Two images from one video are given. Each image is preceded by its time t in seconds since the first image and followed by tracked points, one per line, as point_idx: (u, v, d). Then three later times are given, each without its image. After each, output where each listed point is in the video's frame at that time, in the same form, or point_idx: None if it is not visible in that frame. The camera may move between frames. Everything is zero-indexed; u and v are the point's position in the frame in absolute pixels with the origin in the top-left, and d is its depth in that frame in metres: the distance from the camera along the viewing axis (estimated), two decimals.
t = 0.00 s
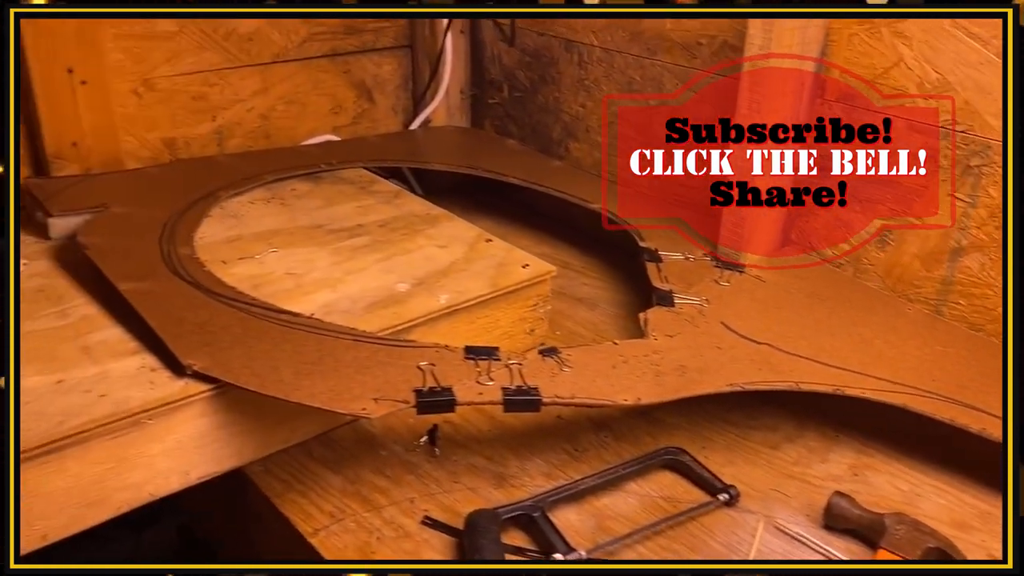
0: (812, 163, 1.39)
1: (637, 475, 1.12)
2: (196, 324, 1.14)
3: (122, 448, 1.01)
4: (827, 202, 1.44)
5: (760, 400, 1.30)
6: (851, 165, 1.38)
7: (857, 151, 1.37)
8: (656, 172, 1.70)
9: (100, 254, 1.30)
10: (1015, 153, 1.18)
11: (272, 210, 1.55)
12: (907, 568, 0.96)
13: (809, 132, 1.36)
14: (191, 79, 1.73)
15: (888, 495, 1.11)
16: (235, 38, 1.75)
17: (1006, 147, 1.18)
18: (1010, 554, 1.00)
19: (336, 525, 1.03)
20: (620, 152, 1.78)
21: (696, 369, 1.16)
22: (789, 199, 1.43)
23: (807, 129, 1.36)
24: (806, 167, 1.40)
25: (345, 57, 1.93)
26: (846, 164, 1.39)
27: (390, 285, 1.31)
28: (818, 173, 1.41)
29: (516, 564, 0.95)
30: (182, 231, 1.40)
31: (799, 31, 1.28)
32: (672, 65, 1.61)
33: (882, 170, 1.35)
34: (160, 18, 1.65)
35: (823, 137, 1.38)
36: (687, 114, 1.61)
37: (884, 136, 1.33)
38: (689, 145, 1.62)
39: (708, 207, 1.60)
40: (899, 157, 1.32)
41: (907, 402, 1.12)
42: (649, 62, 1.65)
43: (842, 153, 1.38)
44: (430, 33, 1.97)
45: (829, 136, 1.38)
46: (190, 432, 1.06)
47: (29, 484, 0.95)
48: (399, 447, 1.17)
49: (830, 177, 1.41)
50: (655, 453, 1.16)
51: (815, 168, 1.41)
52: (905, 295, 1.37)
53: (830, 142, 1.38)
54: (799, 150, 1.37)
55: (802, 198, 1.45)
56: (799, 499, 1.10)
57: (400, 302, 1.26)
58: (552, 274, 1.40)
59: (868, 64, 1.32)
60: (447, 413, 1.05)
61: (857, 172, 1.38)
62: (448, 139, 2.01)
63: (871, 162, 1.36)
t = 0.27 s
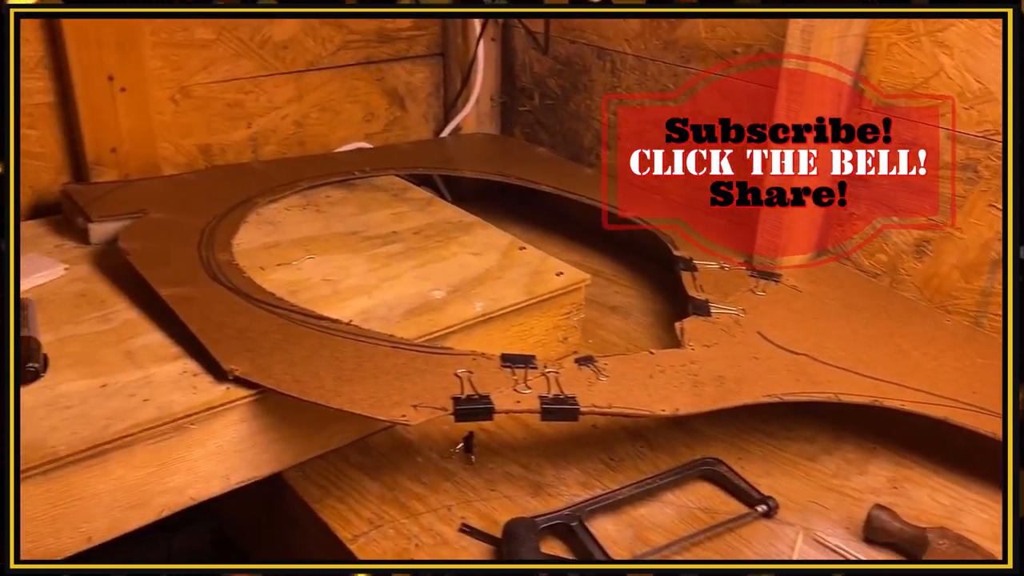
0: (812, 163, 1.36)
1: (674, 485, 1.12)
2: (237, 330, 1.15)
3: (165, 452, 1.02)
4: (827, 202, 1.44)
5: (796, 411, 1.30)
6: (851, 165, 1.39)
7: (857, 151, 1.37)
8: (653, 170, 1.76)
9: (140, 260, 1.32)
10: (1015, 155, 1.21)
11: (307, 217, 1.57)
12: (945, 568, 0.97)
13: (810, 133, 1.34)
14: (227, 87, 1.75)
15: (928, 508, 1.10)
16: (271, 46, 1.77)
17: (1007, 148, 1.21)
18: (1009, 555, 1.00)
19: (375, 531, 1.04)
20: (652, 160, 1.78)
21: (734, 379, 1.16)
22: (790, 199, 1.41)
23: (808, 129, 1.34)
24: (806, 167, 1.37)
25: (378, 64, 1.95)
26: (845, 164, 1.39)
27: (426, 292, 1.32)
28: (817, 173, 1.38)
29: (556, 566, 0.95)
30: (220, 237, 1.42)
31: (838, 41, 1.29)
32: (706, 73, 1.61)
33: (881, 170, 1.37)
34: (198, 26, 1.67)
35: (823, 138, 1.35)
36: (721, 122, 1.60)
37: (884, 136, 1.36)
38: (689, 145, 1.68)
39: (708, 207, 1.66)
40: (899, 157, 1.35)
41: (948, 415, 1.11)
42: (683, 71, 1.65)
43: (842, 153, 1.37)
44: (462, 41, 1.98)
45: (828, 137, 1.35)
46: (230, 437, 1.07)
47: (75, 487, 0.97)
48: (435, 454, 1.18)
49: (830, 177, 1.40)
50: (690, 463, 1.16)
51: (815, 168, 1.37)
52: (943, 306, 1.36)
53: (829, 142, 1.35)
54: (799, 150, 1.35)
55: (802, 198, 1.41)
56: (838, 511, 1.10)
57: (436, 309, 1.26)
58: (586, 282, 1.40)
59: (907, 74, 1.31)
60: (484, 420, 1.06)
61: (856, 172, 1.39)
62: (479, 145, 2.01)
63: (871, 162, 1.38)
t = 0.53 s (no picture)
0: (813, 163, 1.37)
1: (700, 486, 1.12)
2: (267, 327, 1.16)
3: (195, 446, 1.03)
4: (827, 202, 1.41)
5: (823, 412, 1.29)
6: (850, 165, 1.37)
7: (859, 151, 1.37)
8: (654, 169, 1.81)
9: (171, 257, 1.34)
10: (1014, 150, 1.23)
11: (334, 217, 1.58)
12: (973, 567, 0.98)
13: (812, 133, 1.36)
14: (256, 87, 1.77)
15: (959, 512, 1.09)
16: (299, 47, 1.79)
17: (1006, 143, 1.23)
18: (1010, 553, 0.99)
19: (402, 527, 1.05)
20: (678, 161, 1.78)
21: (761, 380, 1.15)
22: (792, 199, 1.43)
23: (810, 129, 1.36)
24: (807, 167, 1.38)
25: (405, 66, 1.96)
26: (845, 164, 1.37)
27: (452, 290, 1.32)
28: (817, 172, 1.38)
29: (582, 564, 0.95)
30: (249, 235, 1.43)
31: (867, 41, 1.29)
32: (732, 74, 1.60)
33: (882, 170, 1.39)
34: (228, 27, 1.69)
35: (823, 137, 1.35)
36: (747, 124, 1.60)
37: (884, 136, 1.38)
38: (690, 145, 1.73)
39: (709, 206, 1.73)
40: (899, 157, 1.38)
41: (980, 418, 1.10)
42: (709, 71, 1.64)
43: (842, 153, 1.36)
44: (487, 43, 1.99)
45: (828, 136, 1.34)
46: (260, 432, 1.08)
47: (108, 479, 0.98)
48: (461, 451, 1.19)
49: (830, 177, 1.38)
50: (716, 464, 1.15)
51: (815, 167, 1.37)
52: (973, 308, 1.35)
53: (830, 142, 1.34)
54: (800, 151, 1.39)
55: (803, 198, 1.41)
56: (867, 513, 1.09)
57: (462, 308, 1.27)
58: (612, 282, 1.40)
59: (937, 74, 1.30)
60: (511, 418, 1.06)
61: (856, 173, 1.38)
62: (503, 146, 2.02)
63: (870, 162, 1.39)
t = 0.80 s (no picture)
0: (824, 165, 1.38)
1: (717, 484, 1.12)
2: (290, 324, 1.18)
3: (220, 439, 1.05)
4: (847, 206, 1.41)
5: (841, 412, 1.29)
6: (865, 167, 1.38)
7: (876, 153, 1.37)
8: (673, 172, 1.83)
9: (196, 256, 1.36)
10: (1014, 146, 1.25)
11: (356, 217, 1.60)
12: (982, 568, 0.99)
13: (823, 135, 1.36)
14: (279, 89, 1.80)
15: (978, 512, 1.09)
16: (321, 49, 1.81)
17: (1006, 139, 1.25)
18: (1011, 555, 1.00)
19: (421, 522, 1.06)
20: (697, 162, 1.78)
21: (779, 379, 1.16)
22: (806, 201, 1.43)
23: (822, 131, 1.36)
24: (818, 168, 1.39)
25: (425, 68, 1.98)
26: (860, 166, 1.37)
27: (472, 289, 1.34)
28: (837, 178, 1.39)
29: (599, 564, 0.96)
30: (272, 234, 1.45)
31: (886, 42, 1.27)
32: (752, 75, 1.61)
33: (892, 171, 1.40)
34: (252, 30, 1.72)
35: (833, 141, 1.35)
36: (763, 124, 1.61)
37: (897, 138, 1.39)
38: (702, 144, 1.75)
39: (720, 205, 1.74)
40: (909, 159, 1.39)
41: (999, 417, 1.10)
42: (728, 72, 1.65)
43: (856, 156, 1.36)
44: (507, 44, 2.00)
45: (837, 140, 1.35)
46: (282, 427, 1.10)
47: (135, 472, 1.00)
48: (480, 448, 1.20)
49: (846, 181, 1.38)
50: (735, 463, 1.16)
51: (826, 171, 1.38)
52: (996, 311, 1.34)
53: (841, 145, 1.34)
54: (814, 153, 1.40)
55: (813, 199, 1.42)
56: (886, 513, 1.09)
57: (481, 306, 1.28)
58: (630, 282, 1.40)
59: (957, 75, 1.30)
60: (529, 415, 1.07)
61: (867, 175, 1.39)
62: (523, 148, 2.03)
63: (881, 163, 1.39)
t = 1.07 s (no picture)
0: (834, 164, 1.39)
1: (728, 477, 1.14)
2: (309, 319, 1.21)
3: (241, 431, 1.08)
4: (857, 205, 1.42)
5: (852, 408, 1.30)
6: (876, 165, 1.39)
7: (888, 151, 1.38)
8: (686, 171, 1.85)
9: (217, 253, 1.39)
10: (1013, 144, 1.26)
11: (373, 215, 1.63)
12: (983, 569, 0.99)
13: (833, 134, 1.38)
14: (298, 91, 1.83)
15: (989, 506, 1.10)
16: (339, 51, 1.84)
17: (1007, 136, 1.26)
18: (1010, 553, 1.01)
19: (437, 512, 1.08)
20: (710, 161, 1.79)
21: (790, 374, 1.17)
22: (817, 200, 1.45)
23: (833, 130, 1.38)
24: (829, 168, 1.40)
25: (441, 69, 2.00)
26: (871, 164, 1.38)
27: (486, 286, 1.36)
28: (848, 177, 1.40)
29: (610, 561, 0.97)
30: (291, 232, 1.48)
31: (897, 40, 1.28)
32: (765, 74, 1.62)
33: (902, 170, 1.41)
34: (271, 31, 1.75)
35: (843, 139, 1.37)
36: (776, 124, 1.62)
37: (909, 136, 1.40)
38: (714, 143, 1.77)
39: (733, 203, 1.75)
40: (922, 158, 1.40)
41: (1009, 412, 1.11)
42: (741, 72, 1.66)
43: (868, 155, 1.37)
44: (522, 45, 2.02)
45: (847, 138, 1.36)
46: (301, 419, 1.12)
47: (159, 461, 1.03)
48: (494, 441, 1.22)
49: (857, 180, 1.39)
50: (746, 457, 1.17)
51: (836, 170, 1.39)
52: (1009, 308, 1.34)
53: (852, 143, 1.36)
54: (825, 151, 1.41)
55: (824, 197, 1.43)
56: (896, 507, 1.10)
57: (496, 303, 1.30)
58: (643, 279, 1.42)
59: (968, 73, 1.31)
60: (543, 409, 1.09)
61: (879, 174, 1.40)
62: (537, 148, 2.05)
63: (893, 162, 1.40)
